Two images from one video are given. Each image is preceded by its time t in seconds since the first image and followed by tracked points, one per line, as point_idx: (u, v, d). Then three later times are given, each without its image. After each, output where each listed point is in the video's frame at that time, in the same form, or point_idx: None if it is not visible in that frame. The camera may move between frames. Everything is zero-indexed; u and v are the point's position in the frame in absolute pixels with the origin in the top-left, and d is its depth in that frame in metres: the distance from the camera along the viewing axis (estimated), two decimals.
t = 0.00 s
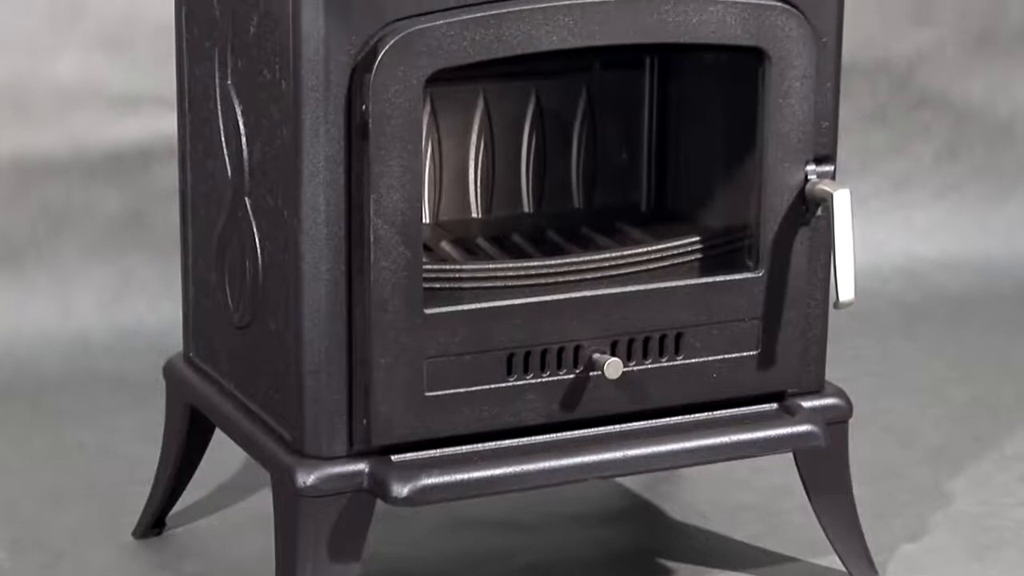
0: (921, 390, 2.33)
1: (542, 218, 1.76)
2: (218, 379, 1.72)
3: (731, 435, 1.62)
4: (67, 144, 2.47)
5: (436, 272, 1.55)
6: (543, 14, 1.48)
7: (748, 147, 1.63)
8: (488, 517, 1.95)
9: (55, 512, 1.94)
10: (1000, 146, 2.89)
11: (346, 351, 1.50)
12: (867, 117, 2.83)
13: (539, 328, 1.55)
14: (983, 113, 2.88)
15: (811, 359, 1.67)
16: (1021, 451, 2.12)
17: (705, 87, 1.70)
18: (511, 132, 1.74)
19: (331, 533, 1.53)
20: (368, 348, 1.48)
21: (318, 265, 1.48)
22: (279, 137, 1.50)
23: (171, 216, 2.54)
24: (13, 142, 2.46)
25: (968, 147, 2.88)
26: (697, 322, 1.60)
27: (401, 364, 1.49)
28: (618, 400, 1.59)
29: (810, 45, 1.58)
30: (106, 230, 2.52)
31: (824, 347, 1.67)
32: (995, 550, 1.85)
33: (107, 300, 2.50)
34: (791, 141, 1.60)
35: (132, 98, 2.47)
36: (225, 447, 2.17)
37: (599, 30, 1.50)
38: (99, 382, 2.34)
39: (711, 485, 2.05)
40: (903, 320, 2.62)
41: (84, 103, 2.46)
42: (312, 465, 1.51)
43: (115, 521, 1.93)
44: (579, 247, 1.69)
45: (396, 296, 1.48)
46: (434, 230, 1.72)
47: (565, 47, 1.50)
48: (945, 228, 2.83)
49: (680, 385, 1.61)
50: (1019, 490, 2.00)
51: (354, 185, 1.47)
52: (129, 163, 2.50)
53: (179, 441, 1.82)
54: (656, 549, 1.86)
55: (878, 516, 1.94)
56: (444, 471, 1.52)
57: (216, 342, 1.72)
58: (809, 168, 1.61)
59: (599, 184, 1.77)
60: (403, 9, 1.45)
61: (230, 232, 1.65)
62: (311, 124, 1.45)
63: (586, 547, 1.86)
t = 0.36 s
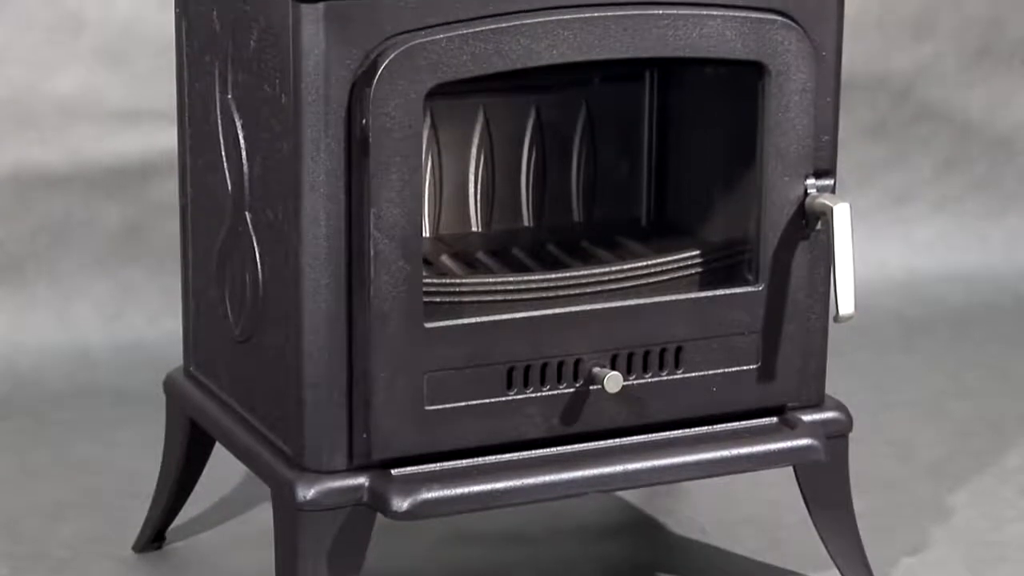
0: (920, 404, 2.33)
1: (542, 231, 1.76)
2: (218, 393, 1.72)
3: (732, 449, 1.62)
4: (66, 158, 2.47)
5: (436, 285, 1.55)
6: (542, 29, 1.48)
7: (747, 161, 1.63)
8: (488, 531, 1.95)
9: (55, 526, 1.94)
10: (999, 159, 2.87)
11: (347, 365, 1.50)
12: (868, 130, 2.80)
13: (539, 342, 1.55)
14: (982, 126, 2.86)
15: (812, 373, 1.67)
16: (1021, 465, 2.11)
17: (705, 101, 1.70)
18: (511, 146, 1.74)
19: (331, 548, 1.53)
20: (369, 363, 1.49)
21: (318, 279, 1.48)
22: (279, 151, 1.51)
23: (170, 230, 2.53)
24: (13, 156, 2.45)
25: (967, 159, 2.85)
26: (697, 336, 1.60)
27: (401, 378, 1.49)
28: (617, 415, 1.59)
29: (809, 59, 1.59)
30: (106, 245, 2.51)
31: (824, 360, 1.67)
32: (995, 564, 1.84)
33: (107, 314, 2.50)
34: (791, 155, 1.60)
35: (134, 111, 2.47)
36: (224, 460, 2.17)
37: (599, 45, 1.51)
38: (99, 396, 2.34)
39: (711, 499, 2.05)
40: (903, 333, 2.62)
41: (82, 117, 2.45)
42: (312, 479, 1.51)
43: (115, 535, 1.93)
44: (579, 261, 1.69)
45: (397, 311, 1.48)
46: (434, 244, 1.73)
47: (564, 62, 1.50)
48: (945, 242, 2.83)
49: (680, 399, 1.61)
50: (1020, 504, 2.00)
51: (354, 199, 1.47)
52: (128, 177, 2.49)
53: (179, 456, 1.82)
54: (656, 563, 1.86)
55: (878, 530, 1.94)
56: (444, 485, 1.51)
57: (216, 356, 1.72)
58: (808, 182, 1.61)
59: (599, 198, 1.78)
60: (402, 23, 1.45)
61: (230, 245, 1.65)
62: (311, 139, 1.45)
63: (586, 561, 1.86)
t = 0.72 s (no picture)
0: (921, 418, 2.33)
1: (542, 245, 1.77)
2: (218, 407, 1.72)
3: (732, 463, 1.62)
4: (67, 171, 2.44)
5: (436, 300, 1.55)
6: (542, 43, 1.48)
7: (747, 175, 1.63)
8: (488, 545, 1.95)
9: (55, 540, 1.94)
10: (999, 175, 2.83)
11: (347, 379, 1.50)
12: (867, 145, 2.76)
13: (539, 356, 1.55)
14: (981, 141, 2.81)
15: (812, 388, 1.67)
16: (1022, 478, 2.11)
17: (706, 116, 1.70)
18: (511, 160, 1.74)
19: (331, 561, 1.52)
20: (369, 377, 1.49)
21: (319, 292, 1.48)
22: (279, 165, 1.51)
23: (169, 244, 2.50)
24: (12, 170, 2.42)
25: (966, 172, 2.82)
26: (697, 350, 1.60)
27: (401, 392, 1.50)
28: (617, 429, 1.59)
29: (809, 73, 1.59)
30: (105, 258, 2.48)
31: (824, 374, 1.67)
32: None
33: (108, 329, 2.47)
34: (791, 169, 1.60)
35: (133, 125, 2.44)
36: (225, 474, 2.16)
37: (599, 59, 1.51)
38: (99, 410, 2.33)
39: (712, 514, 2.05)
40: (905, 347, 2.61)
41: (82, 131, 2.42)
42: (312, 493, 1.51)
43: (115, 549, 1.92)
44: (579, 275, 1.69)
45: (397, 324, 1.48)
46: (434, 257, 1.73)
47: (564, 76, 1.50)
48: (947, 257, 2.80)
49: (679, 413, 1.61)
50: (1020, 517, 2.00)
51: (354, 213, 1.47)
52: (129, 190, 2.46)
53: (179, 470, 1.82)
54: None
55: (878, 544, 1.93)
56: (444, 499, 1.51)
57: (216, 370, 1.72)
58: (808, 196, 1.61)
59: (599, 212, 1.78)
60: (401, 37, 1.45)
61: (230, 259, 1.65)
62: (312, 153, 1.45)
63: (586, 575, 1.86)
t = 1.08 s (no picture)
0: (921, 433, 2.33)
1: (542, 259, 1.77)
2: (218, 422, 1.72)
3: (732, 478, 1.62)
4: (66, 186, 2.41)
5: (436, 314, 1.56)
6: (542, 58, 1.49)
7: (747, 190, 1.63)
8: (488, 559, 1.94)
9: (55, 556, 1.93)
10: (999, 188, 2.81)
11: (347, 394, 1.50)
12: (867, 159, 2.74)
13: (539, 371, 1.55)
14: (980, 155, 2.79)
15: (812, 402, 1.67)
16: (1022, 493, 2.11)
17: (706, 130, 1.70)
18: (511, 175, 1.75)
19: None
20: (369, 392, 1.49)
21: (319, 307, 1.48)
22: (279, 179, 1.51)
23: (170, 260, 2.48)
24: (12, 185, 2.40)
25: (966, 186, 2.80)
26: (697, 365, 1.60)
27: (401, 407, 1.50)
28: (617, 443, 1.59)
29: (809, 87, 1.59)
30: (105, 273, 2.46)
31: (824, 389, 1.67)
32: None
33: (108, 345, 2.46)
34: (791, 184, 1.60)
35: (132, 140, 2.42)
36: (225, 489, 2.16)
37: (599, 74, 1.51)
38: (100, 424, 2.32)
39: (712, 529, 2.04)
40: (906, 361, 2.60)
41: (83, 146, 2.40)
42: (312, 508, 1.51)
43: (115, 563, 1.92)
44: (579, 290, 1.70)
45: (397, 339, 1.48)
46: (434, 272, 1.74)
47: (565, 91, 1.50)
48: (948, 271, 2.77)
49: (679, 428, 1.61)
50: (1021, 531, 2.00)
51: (354, 228, 1.47)
52: (129, 206, 2.44)
53: (179, 486, 1.82)
54: None
55: (878, 559, 1.93)
56: (444, 514, 1.51)
57: (216, 385, 1.72)
58: (807, 211, 1.62)
59: (599, 227, 1.78)
60: (401, 52, 1.45)
61: (230, 274, 1.65)
62: (312, 168, 1.46)
63: None
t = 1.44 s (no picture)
0: (921, 448, 2.33)
1: (542, 275, 1.77)
2: (218, 437, 1.72)
3: (732, 493, 1.62)
4: (66, 202, 2.41)
5: (436, 329, 1.56)
6: (542, 74, 1.49)
7: (747, 205, 1.64)
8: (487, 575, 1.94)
9: (54, 571, 1.93)
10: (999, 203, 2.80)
11: (347, 409, 1.50)
12: (867, 175, 2.74)
13: (539, 387, 1.55)
14: (980, 170, 2.78)
15: (811, 418, 1.67)
16: (1022, 508, 2.11)
17: (705, 146, 1.70)
18: (511, 190, 1.74)
19: None
20: (369, 408, 1.49)
21: (320, 322, 1.48)
22: (280, 195, 1.51)
23: (171, 275, 2.48)
24: (12, 200, 2.39)
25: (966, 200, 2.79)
26: (697, 380, 1.60)
27: (401, 423, 1.50)
28: (617, 459, 1.59)
29: (808, 103, 1.59)
30: (106, 290, 2.46)
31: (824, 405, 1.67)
32: None
33: (108, 360, 2.45)
34: (791, 200, 1.60)
35: (133, 156, 2.42)
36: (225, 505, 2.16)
37: (599, 90, 1.51)
38: (100, 439, 2.32)
39: (712, 545, 2.04)
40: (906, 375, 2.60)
41: (83, 161, 2.40)
42: (312, 524, 1.51)
43: None
44: (579, 305, 1.70)
45: (396, 354, 1.48)
46: (434, 287, 1.74)
47: (565, 106, 1.50)
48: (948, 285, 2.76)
49: (679, 444, 1.61)
50: (1020, 547, 1.99)
51: (354, 243, 1.47)
52: (130, 222, 2.44)
53: (179, 503, 1.82)
54: None
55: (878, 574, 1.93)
56: (444, 530, 1.51)
57: (216, 400, 1.72)
58: (807, 227, 1.62)
59: (599, 242, 1.78)
60: (402, 68, 1.45)
61: (229, 290, 1.66)
62: (312, 183, 1.46)
63: None
